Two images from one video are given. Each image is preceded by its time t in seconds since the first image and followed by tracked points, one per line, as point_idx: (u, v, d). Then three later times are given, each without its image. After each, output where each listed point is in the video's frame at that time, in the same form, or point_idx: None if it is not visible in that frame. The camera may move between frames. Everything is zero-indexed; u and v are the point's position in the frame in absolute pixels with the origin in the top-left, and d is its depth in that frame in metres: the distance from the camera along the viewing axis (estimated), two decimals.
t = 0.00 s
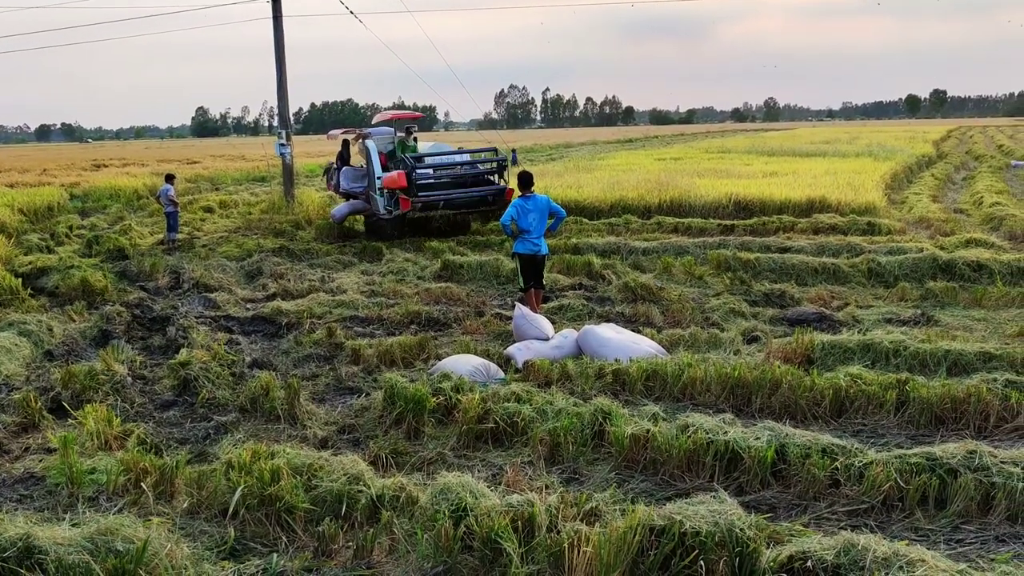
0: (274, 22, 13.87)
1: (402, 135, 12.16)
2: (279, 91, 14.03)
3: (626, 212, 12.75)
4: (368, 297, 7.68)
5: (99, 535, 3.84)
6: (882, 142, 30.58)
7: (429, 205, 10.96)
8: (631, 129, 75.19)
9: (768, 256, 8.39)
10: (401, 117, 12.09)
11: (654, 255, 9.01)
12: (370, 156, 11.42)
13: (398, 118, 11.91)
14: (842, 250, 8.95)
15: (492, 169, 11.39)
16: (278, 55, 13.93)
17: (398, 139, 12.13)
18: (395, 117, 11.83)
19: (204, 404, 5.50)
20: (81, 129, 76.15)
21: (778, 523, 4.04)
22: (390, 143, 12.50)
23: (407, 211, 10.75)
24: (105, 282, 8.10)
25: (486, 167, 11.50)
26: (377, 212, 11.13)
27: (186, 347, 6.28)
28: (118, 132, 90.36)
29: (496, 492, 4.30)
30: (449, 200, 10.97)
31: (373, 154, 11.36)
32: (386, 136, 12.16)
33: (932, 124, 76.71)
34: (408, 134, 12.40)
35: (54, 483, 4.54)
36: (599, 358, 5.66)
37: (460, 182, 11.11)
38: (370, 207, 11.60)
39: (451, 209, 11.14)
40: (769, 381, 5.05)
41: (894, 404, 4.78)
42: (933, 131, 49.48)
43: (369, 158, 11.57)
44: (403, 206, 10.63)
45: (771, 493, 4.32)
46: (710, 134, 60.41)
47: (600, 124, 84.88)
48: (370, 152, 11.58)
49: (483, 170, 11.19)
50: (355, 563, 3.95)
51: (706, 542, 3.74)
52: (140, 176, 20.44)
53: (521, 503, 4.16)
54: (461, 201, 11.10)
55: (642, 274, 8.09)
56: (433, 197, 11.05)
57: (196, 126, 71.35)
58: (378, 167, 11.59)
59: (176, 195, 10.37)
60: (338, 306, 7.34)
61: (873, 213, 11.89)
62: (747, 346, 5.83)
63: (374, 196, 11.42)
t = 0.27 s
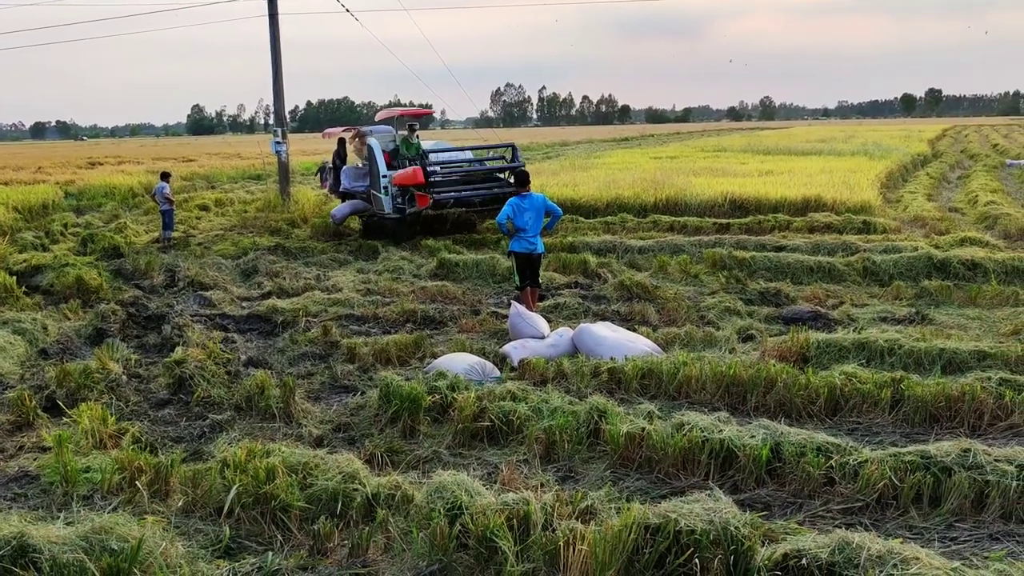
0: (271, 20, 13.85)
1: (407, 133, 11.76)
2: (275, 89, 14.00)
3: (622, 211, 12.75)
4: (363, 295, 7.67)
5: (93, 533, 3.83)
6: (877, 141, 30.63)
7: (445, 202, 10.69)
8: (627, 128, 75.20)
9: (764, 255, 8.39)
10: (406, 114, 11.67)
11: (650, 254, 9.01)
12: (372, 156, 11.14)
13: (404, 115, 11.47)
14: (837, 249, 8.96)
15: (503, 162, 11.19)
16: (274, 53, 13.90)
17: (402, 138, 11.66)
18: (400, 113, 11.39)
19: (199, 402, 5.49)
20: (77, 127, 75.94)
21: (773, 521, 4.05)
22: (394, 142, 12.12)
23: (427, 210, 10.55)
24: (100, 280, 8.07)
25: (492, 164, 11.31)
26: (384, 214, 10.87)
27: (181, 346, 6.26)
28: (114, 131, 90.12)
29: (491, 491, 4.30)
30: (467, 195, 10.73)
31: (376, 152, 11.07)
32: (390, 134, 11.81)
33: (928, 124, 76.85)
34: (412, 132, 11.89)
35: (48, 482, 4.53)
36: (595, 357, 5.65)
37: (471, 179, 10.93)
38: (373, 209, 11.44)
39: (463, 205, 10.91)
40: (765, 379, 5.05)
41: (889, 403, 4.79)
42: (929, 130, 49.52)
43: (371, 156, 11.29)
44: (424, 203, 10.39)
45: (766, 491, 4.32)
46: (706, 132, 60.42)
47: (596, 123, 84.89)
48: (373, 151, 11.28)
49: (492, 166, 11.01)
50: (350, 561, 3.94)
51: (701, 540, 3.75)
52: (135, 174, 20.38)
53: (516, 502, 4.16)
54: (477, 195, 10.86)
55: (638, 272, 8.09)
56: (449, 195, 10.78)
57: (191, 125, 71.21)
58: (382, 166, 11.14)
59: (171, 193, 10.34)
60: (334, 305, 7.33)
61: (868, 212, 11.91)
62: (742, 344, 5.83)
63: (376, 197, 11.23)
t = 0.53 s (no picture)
0: (266, 18, 13.81)
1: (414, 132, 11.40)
2: (271, 88, 13.97)
3: (617, 209, 12.76)
4: (358, 294, 7.66)
5: (87, 532, 3.83)
6: (872, 140, 30.67)
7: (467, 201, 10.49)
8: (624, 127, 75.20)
9: (759, 254, 8.40)
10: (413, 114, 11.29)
11: (645, 253, 9.01)
12: (378, 155, 10.93)
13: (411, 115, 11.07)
14: (832, 248, 8.97)
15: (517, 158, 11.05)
16: (269, 51, 13.87)
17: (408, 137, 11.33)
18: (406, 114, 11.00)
19: (194, 401, 5.48)
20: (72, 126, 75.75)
21: (767, 520, 4.06)
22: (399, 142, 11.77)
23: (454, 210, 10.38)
24: (94, 278, 8.05)
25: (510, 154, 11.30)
26: (392, 215, 10.75)
27: (176, 344, 6.25)
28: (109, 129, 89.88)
29: (486, 490, 4.31)
30: (491, 194, 10.61)
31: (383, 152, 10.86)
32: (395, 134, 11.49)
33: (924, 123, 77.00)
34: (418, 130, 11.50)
35: (42, 481, 4.52)
36: (591, 356, 5.65)
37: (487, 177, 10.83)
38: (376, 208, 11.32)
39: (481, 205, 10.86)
40: (759, 378, 5.05)
41: (883, 401, 4.79)
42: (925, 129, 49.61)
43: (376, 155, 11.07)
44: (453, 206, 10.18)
45: (760, 490, 4.33)
46: (702, 131, 60.41)
47: (593, 122, 84.88)
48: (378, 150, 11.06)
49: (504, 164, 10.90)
50: (345, 560, 3.94)
51: (695, 539, 3.75)
52: (130, 172, 20.32)
53: (511, 500, 4.16)
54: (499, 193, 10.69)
55: (633, 271, 8.10)
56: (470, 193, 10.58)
57: (187, 123, 71.03)
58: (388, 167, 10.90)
59: (166, 191, 10.31)
60: (329, 303, 7.32)
61: (863, 211, 11.93)
62: (737, 343, 5.83)
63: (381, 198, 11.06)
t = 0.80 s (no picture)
0: (260, 17, 13.78)
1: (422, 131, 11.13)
2: (265, 87, 13.94)
3: (612, 208, 12.78)
4: (353, 293, 7.65)
5: (80, 532, 3.81)
6: (866, 139, 30.71)
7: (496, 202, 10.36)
8: (620, 127, 75.24)
9: (753, 253, 8.41)
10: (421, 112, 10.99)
11: (639, 252, 9.02)
12: (388, 155, 10.74)
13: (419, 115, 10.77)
14: (826, 247, 8.99)
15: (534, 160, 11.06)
16: (264, 50, 13.84)
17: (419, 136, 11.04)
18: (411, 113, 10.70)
19: (187, 400, 5.47)
20: (67, 125, 75.51)
21: (761, 519, 4.06)
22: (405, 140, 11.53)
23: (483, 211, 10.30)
24: (88, 277, 8.03)
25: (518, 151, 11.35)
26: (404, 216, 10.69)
27: (169, 343, 6.23)
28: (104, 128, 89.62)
29: (480, 489, 4.31)
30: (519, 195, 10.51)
31: (393, 152, 10.67)
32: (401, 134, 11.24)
33: (918, 123, 77.22)
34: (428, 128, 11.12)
35: (35, 480, 4.50)
36: (585, 355, 5.65)
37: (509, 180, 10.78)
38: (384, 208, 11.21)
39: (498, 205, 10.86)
40: (753, 377, 5.05)
41: (876, 400, 4.80)
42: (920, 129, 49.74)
43: (384, 154, 10.86)
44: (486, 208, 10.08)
45: (754, 488, 4.34)
46: (697, 131, 60.54)
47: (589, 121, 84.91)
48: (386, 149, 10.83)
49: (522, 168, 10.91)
50: (338, 560, 3.93)
51: (689, 537, 3.76)
52: (123, 171, 20.26)
53: (505, 499, 4.16)
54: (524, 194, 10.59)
55: (627, 270, 8.10)
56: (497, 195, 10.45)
57: (182, 121, 70.82)
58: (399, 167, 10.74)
59: (160, 190, 10.29)
60: (323, 302, 7.31)
61: (857, 211, 11.95)
62: (731, 342, 5.83)
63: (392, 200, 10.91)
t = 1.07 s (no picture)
0: (253, 16, 13.76)
1: (434, 131, 11.00)
2: (258, 86, 13.92)
3: (605, 208, 12.78)
4: (345, 293, 7.63)
5: (71, 533, 3.80)
6: (858, 139, 30.77)
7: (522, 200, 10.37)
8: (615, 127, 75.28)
9: (746, 252, 8.42)
10: (430, 111, 10.86)
11: (632, 252, 9.02)
12: (400, 155, 10.69)
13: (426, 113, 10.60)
14: (818, 247, 9.00)
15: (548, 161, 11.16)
16: (257, 49, 13.82)
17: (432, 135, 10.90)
18: (417, 112, 10.53)
19: (179, 400, 5.45)
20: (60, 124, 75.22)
21: (753, 518, 4.07)
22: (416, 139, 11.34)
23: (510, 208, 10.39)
24: (79, 277, 8.00)
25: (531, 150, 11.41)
26: (418, 216, 10.69)
27: (161, 343, 6.21)
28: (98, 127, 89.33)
29: (472, 489, 4.30)
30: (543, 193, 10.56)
31: (406, 151, 10.64)
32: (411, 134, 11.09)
33: (912, 123, 77.41)
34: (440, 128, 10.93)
35: (25, 481, 4.48)
36: (578, 355, 5.64)
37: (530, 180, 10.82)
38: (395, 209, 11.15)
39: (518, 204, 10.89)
40: (745, 377, 5.05)
41: (868, 400, 4.81)
42: (913, 129, 49.86)
43: (396, 154, 10.80)
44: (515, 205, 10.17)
45: (746, 488, 4.34)
46: (692, 131, 60.59)
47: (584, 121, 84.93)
48: (397, 148, 10.78)
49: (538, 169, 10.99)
50: (330, 560, 3.92)
51: (681, 537, 3.76)
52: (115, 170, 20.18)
53: (497, 499, 4.16)
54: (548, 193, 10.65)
55: (620, 270, 8.10)
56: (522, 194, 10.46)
57: (176, 121, 70.62)
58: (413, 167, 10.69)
59: (152, 189, 10.26)
60: (316, 302, 7.30)
61: (850, 210, 11.98)
62: (724, 342, 5.84)
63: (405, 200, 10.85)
